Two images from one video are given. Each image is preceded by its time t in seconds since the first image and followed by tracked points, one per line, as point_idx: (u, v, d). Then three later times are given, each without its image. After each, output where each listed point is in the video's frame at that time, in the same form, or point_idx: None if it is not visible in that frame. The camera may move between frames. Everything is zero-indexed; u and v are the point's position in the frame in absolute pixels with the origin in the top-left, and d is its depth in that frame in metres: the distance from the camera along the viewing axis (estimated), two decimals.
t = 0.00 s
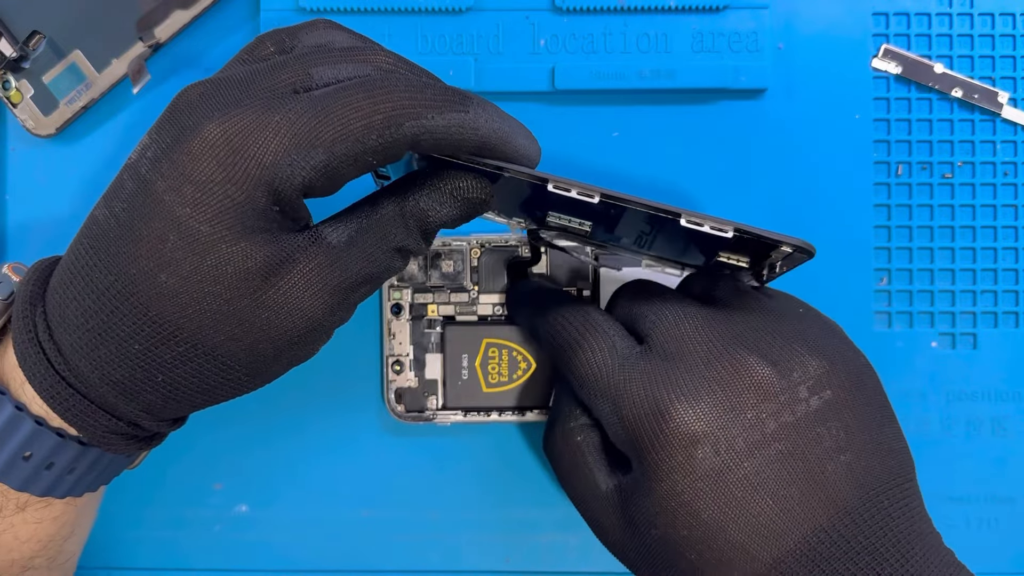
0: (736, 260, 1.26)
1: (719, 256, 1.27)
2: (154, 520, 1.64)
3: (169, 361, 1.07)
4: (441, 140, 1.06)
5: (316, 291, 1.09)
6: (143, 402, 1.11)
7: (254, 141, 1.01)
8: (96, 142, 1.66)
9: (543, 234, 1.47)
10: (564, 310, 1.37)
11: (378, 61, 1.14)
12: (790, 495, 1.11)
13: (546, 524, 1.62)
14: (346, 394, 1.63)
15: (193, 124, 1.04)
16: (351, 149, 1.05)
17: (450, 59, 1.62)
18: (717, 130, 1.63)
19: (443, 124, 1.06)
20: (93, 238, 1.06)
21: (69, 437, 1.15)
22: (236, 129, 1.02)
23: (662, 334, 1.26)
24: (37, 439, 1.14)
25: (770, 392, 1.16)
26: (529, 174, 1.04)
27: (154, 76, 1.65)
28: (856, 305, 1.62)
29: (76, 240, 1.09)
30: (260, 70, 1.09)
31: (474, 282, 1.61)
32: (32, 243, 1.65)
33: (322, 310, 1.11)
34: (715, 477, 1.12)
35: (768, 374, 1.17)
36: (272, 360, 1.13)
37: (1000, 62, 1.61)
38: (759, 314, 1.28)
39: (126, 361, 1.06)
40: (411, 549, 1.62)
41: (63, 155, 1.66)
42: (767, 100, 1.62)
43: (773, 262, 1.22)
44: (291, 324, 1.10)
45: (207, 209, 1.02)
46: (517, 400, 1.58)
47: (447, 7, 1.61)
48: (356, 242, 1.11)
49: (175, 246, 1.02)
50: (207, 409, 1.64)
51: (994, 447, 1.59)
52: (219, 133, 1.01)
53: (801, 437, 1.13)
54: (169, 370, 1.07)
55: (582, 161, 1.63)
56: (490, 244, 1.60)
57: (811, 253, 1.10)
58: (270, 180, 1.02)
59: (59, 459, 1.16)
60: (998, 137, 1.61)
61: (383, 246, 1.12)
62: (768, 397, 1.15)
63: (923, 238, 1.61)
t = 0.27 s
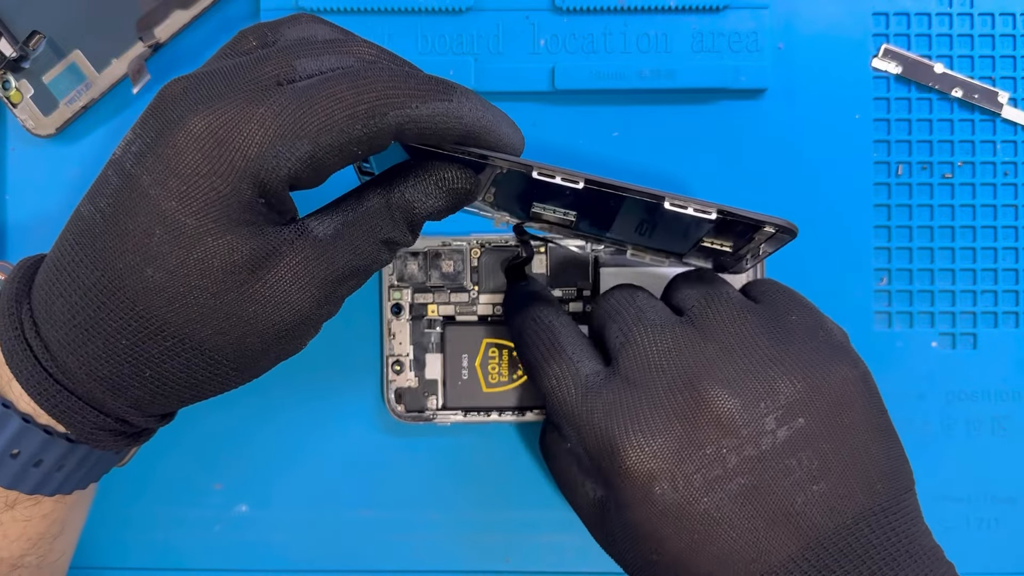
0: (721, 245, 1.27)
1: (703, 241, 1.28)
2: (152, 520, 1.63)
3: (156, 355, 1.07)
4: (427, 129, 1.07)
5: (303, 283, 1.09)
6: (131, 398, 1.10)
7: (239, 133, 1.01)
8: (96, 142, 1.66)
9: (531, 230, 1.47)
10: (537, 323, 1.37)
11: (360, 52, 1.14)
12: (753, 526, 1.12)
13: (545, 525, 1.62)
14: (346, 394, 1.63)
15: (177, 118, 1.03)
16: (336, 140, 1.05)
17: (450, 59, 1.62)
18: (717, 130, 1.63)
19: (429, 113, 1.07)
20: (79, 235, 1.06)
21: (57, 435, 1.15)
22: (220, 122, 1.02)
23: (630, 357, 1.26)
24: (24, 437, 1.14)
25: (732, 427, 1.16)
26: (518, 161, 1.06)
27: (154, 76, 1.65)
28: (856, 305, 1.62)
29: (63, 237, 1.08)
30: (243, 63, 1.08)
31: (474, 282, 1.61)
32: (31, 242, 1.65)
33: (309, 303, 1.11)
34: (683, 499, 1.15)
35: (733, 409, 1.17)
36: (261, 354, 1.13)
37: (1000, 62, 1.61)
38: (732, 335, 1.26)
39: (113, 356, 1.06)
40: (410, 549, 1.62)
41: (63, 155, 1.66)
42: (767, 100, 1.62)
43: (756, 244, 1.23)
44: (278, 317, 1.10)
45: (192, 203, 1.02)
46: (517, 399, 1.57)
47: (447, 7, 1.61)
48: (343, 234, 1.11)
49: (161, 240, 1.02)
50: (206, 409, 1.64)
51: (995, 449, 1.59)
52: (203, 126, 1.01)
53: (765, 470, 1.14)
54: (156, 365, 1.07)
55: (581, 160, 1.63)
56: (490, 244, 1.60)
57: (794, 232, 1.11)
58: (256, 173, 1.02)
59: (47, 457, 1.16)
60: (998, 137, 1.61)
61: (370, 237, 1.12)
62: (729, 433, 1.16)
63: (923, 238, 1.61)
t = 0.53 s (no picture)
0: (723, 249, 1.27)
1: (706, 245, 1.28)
2: (152, 520, 1.64)
3: (156, 360, 1.07)
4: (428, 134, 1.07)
5: (303, 289, 1.09)
6: (131, 402, 1.11)
7: (240, 138, 1.01)
8: (96, 142, 1.66)
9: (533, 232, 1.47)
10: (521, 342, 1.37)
11: (362, 56, 1.14)
12: (728, 549, 1.13)
13: (544, 524, 1.62)
14: (346, 394, 1.63)
15: (178, 122, 1.03)
16: (337, 145, 1.05)
17: (450, 59, 1.62)
18: (717, 131, 1.63)
19: (431, 118, 1.07)
20: (80, 238, 1.06)
21: (57, 438, 1.15)
22: (222, 127, 1.02)
23: (611, 377, 1.26)
24: (25, 440, 1.13)
25: (702, 451, 1.16)
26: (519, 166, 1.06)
27: (155, 76, 1.66)
28: (856, 305, 1.62)
29: (64, 240, 1.09)
30: (246, 68, 1.08)
31: (474, 282, 1.61)
32: (31, 243, 1.65)
33: (310, 309, 1.11)
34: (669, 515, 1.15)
35: (705, 432, 1.17)
36: (261, 359, 1.13)
37: (1000, 62, 1.61)
38: (711, 357, 1.26)
39: (113, 360, 1.06)
40: (410, 549, 1.62)
41: (63, 155, 1.66)
42: (767, 100, 1.62)
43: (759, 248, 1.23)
44: (279, 322, 1.10)
45: (193, 207, 1.02)
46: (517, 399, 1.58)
47: (447, 7, 1.61)
48: (344, 240, 1.11)
49: (161, 245, 1.02)
50: (206, 409, 1.64)
51: (994, 449, 1.59)
52: (204, 130, 1.01)
53: (739, 493, 1.14)
54: (156, 369, 1.07)
55: (581, 161, 1.63)
56: (491, 244, 1.61)
57: (798, 236, 1.10)
58: (257, 177, 1.03)
59: (48, 460, 1.16)
60: (998, 136, 1.61)
61: (372, 243, 1.13)
62: (700, 456, 1.16)
63: (923, 238, 1.61)
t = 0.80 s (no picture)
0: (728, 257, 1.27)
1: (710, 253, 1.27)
2: (152, 520, 1.64)
3: (155, 368, 1.07)
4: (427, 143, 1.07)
5: (302, 298, 1.09)
6: (130, 410, 1.11)
7: (238, 146, 1.02)
8: (96, 142, 1.66)
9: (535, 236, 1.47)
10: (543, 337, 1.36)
11: (362, 65, 1.14)
12: (723, 546, 1.13)
13: (545, 524, 1.63)
14: (346, 394, 1.63)
15: (176, 130, 1.03)
16: (336, 154, 1.05)
17: (450, 60, 1.62)
18: (717, 131, 1.63)
19: (430, 127, 1.07)
20: (79, 246, 1.06)
21: (57, 445, 1.15)
22: (220, 135, 1.02)
23: (640, 370, 1.27)
24: (24, 446, 1.14)
25: (734, 439, 1.18)
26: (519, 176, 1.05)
27: (155, 76, 1.66)
28: (856, 305, 1.62)
29: (63, 247, 1.09)
30: (244, 75, 1.08)
31: (474, 282, 1.61)
32: (31, 243, 1.65)
33: (308, 317, 1.11)
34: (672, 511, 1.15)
35: (735, 420, 1.19)
36: (260, 367, 1.13)
37: (1000, 62, 1.61)
38: (738, 351, 1.28)
39: (111, 369, 1.06)
40: (410, 548, 1.62)
41: (63, 155, 1.66)
42: (767, 100, 1.62)
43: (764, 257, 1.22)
44: (277, 331, 1.10)
45: (191, 216, 1.02)
46: (517, 399, 1.58)
47: (447, 7, 1.61)
48: (344, 249, 1.11)
49: (160, 253, 1.02)
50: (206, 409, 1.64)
51: (994, 448, 1.59)
52: (202, 139, 1.01)
53: (766, 482, 1.16)
54: (155, 378, 1.08)
55: (581, 161, 1.64)
56: (490, 244, 1.61)
57: (801, 245, 1.10)
58: (255, 187, 1.03)
59: (47, 467, 1.16)
60: (997, 137, 1.61)
61: (372, 251, 1.13)
62: (731, 445, 1.17)
63: (922, 238, 1.61)
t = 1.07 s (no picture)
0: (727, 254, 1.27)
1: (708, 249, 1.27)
2: (152, 520, 1.64)
3: (155, 368, 1.07)
4: (427, 142, 1.06)
5: (302, 297, 1.09)
6: (130, 409, 1.11)
7: (237, 146, 1.01)
8: (96, 142, 1.66)
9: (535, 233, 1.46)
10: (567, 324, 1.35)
11: (360, 63, 1.13)
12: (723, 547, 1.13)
13: (545, 524, 1.62)
14: (346, 394, 1.63)
15: (175, 130, 1.03)
16: (335, 153, 1.05)
17: (450, 59, 1.62)
18: (717, 131, 1.63)
19: (429, 125, 1.07)
20: (79, 246, 1.06)
21: (57, 445, 1.15)
22: (219, 135, 1.02)
23: (671, 357, 1.27)
24: (26, 446, 1.14)
25: (776, 421, 1.20)
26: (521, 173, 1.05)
27: (155, 76, 1.66)
28: (856, 305, 1.62)
29: (62, 247, 1.08)
30: (243, 74, 1.08)
31: (474, 282, 1.61)
32: (30, 244, 1.65)
33: (309, 316, 1.11)
34: (688, 499, 1.18)
35: (774, 403, 1.20)
36: (260, 366, 1.13)
37: (1000, 61, 1.61)
38: (767, 337, 1.29)
39: (111, 369, 1.06)
40: (410, 548, 1.62)
41: (63, 155, 1.66)
42: (767, 100, 1.62)
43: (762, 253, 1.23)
44: (278, 330, 1.10)
45: (192, 215, 1.02)
46: (517, 399, 1.58)
47: (447, 7, 1.61)
48: (344, 247, 1.11)
49: (160, 253, 1.02)
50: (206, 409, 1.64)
51: (994, 449, 1.59)
52: (201, 139, 1.01)
53: (808, 463, 1.18)
54: (155, 377, 1.08)
55: (581, 161, 1.63)
56: (490, 244, 1.61)
57: (799, 242, 1.11)
58: (254, 187, 1.02)
59: (48, 467, 1.16)
60: (998, 136, 1.61)
61: (372, 250, 1.13)
62: (774, 427, 1.19)
63: (923, 238, 1.61)
